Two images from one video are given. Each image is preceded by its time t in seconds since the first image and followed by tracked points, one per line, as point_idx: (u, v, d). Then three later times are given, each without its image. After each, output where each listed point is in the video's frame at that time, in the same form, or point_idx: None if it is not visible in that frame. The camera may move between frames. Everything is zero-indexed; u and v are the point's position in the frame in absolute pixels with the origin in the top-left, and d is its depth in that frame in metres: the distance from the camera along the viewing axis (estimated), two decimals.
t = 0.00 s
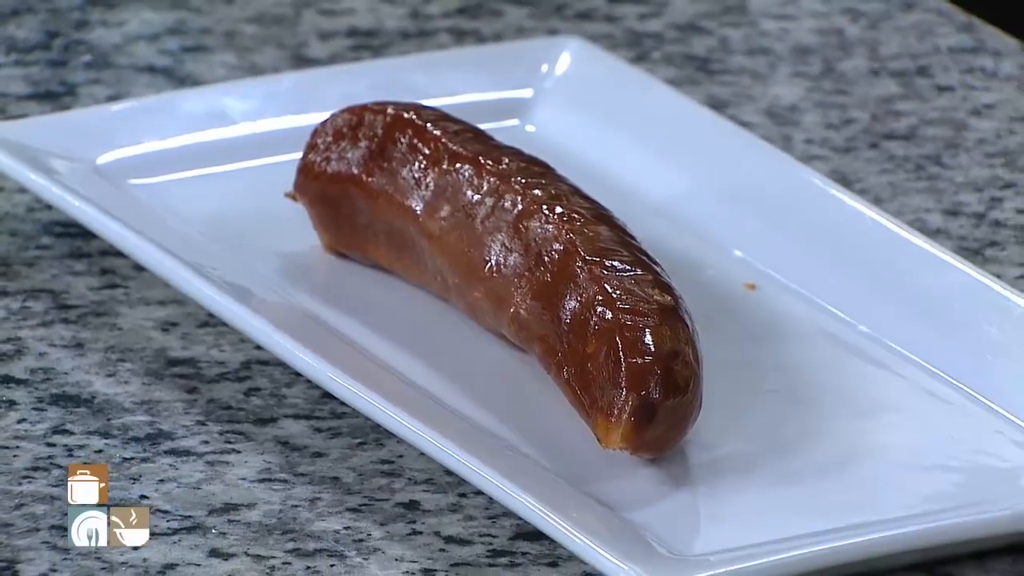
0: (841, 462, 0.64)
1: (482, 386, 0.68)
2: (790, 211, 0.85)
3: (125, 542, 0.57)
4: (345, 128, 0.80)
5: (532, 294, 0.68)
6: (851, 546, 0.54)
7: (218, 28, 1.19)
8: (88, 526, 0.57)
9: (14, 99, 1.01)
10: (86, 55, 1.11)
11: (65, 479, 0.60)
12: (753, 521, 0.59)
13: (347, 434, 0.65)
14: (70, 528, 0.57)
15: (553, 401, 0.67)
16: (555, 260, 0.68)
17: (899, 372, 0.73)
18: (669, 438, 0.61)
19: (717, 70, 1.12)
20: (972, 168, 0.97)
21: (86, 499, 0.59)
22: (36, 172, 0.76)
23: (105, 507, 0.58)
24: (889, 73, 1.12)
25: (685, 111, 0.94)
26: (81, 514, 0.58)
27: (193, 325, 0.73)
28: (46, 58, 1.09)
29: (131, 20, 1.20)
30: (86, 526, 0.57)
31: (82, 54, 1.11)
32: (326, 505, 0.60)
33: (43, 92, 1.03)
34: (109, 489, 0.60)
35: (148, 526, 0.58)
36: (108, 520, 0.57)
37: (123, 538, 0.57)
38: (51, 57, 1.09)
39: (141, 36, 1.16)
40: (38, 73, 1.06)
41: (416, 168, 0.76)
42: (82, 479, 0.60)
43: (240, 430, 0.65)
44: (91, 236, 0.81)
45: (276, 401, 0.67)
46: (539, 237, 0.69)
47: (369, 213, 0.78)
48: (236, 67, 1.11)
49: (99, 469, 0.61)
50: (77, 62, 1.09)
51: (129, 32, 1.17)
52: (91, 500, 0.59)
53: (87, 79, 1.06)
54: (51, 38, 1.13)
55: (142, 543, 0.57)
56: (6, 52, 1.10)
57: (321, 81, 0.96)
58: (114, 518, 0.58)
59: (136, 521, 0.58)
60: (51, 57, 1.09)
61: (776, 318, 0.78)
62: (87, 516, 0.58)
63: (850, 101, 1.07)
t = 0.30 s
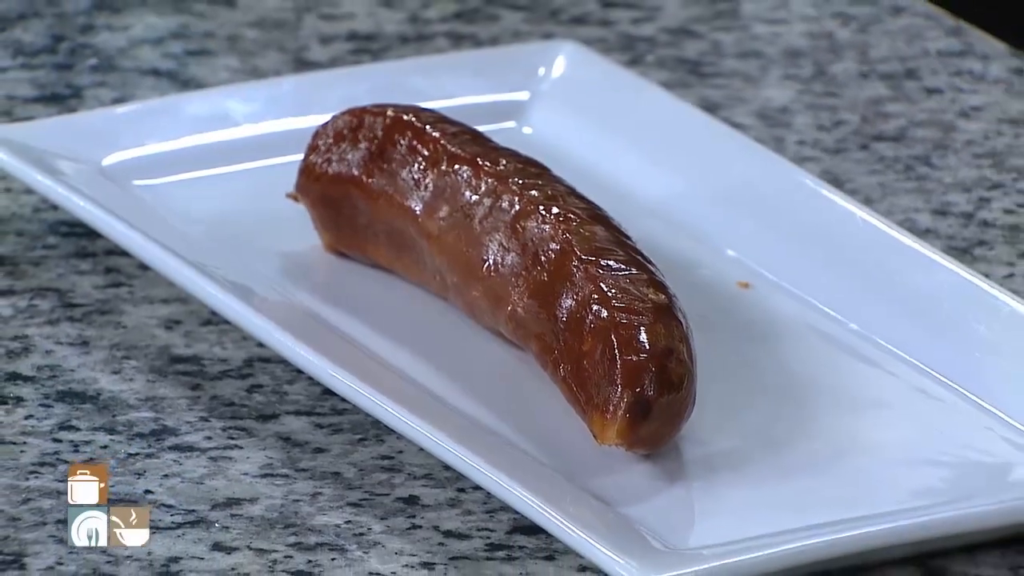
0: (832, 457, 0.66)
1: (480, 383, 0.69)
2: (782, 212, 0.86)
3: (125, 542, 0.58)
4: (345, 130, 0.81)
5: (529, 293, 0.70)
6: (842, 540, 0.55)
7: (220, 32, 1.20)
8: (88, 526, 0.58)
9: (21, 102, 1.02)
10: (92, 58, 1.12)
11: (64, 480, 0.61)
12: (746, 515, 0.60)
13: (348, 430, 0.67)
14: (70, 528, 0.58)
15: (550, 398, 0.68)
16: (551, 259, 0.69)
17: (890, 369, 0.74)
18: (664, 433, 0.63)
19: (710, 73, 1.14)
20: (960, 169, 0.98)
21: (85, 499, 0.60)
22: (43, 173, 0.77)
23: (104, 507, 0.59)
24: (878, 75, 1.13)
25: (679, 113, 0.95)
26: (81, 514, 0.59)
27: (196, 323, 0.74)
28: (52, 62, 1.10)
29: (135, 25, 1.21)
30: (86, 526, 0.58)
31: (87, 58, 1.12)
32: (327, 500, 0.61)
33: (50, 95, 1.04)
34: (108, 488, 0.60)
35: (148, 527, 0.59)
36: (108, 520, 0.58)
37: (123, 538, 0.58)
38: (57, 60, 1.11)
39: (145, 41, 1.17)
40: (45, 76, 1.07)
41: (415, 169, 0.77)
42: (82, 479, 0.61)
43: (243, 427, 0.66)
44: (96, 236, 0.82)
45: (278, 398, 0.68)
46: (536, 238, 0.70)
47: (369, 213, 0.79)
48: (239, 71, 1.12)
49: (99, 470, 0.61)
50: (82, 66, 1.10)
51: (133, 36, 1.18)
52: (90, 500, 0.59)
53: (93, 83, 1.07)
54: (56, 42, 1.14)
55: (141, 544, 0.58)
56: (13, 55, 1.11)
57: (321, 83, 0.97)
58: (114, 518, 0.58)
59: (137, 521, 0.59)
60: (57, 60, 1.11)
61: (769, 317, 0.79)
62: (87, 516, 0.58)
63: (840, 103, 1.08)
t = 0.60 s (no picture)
0: (821, 452, 0.67)
1: (476, 379, 0.70)
2: (773, 210, 0.88)
3: (125, 542, 0.58)
4: (343, 129, 0.82)
5: (524, 291, 0.71)
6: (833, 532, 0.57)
7: (220, 34, 1.21)
8: (88, 526, 0.59)
9: (24, 101, 1.03)
10: (94, 59, 1.13)
11: (64, 479, 0.62)
12: (738, 509, 0.61)
13: (346, 425, 0.68)
14: (70, 528, 0.59)
15: (544, 394, 0.69)
16: (546, 257, 0.70)
17: (879, 366, 0.75)
18: (657, 428, 0.64)
19: (702, 74, 1.15)
20: (948, 168, 0.99)
21: (85, 499, 0.60)
22: (46, 172, 0.78)
23: (104, 507, 0.59)
24: (868, 76, 1.15)
25: (672, 113, 0.96)
26: (81, 514, 0.59)
27: (196, 320, 0.75)
28: (55, 62, 1.11)
29: (137, 26, 1.22)
30: (87, 526, 0.59)
31: (90, 59, 1.13)
32: (326, 494, 0.63)
33: (52, 95, 1.05)
34: (108, 488, 0.61)
35: (148, 527, 0.59)
36: (108, 520, 0.58)
37: (123, 538, 0.58)
38: (60, 61, 1.12)
39: (146, 42, 1.18)
40: (48, 77, 1.08)
41: (412, 168, 0.78)
42: (82, 479, 0.61)
43: (242, 422, 0.67)
44: (98, 234, 0.83)
45: (277, 393, 0.69)
46: (530, 236, 0.72)
47: (366, 212, 0.80)
48: (239, 71, 1.13)
49: (99, 470, 0.62)
50: (85, 66, 1.11)
51: (134, 37, 1.19)
52: (91, 500, 0.60)
53: (95, 83, 1.08)
54: (59, 43, 1.15)
55: (140, 544, 0.58)
56: (16, 56, 1.12)
57: (319, 84, 0.98)
58: (114, 518, 0.59)
59: (136, 521, 0.59)
60: (60, 61, 1.11)
61: (761, 314, 0.81)
62: (87, 516, 0.59)
63: (830, 103, 1.10)
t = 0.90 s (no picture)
0: (814, 447, 0.68)
1: (473, 375, 0.71)
2: (767, 209, 0.89)
3: (125, 542, 0.59)
4: (342, 129, 0.83)
5: (520, 288, 0.72)
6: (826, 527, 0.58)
7: (220, 34, 1.21)
8: (88, 526, 0.59)
9: (27, 101, 1.04)
10: (96, 60, 1.14)
11: (65, 480, 0.62)
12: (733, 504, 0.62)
13: (345, 420, 0.69)
14: (70, 528, 0.59)
15: (540, 390, 0.70)
16: (542, 255, 0.71)
17: (871, 362, 0.76)
18: (651, 424, 0.65)
19: (696, 75, 1.16)
20: (938, 167, 1.00)
21: (86, 499, 0.61)
22: (48, 171, 0.79)
23: (105, 508, 0.60)
24: (860, 76, 1.16)
25: (667, 112, 0.97)
26: (81, 514, 0.60)
27: (197, 317, 0.76)
28: (58, 63, 1.12)
29: (139, 27, 1.23)
30: (87, 526, 0.59)
31: (92, 59, 1.14)
32: (325, 488, 0.63)
33: (55, 95, 1.05)
34: (108, 488, 0.61)
35: (148, 527, 0.60)
36: (108, 520, 0.59)
37: (123, 538, 0.59)
38: (63, 61, 1.12)
39: (148, 42, 1.19)
40: (50, 77, 1.09)
41: (410, 167, 0.79)
42: (82, 479, 0.62)
43: (243, 417, 0.68)
44: (101, 232, 0.84)
45: (277, 389, 0.70)
46: (527, 234, 0.73)
47: (365, 210, 0.81)
48: (239, 72, 1.14)
49: (99, 470, 0.63)
50: (87, 67, 1.12)
51: (136, 38, 1.20)
52: (91, 501, 0.60)
53: (97, 83, 1.09)
54: (61, 44, 1.16)
55: (140, 543, 0.59)
56: (19, 56, 1.13)
57: (318, 84, 0.99)
58: (114, 518, 0.59)
59: (136, 520, 0.60)
60: (62, 62, 1.12)
61: (754, 311, 0.82)
62: (87, 516, 0.60)
63: (823, 103, 1.11)
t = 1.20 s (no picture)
0: (803, 441, 0.69)
1: (466, 370, 0.72)
2: (758, 206, 0.89)
3: (124, 542, 0.59)
4: (337, 128, 0.84)
5: (514, 284, 0.72)
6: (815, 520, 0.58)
7: (217, 34, 1.22)
8: (87, 526, 0.60)
9: (26, 100, 1.04)
10: (94, 59, 1.15)
11: (64, 480, 0.62)
12: (723, 498, 0.63)
13: (340, 415, 0.69)
14: (70, 528, 0.60)
15: (533, 384, 0.71)
16: (535, 252, 0.72)
17: (860, 357, 0.77)
18: (643, 418, 0.65)
19: (687, 74, 1.17)
20: (927, 165, 1.01)
21: (86, 499, 0.61)
22: (46, 169, 0.80)
23: (105, 508, 0.60)
24: (849, 75, 1.17)
25: (659, 111, 0.98)
26: (81, 514, 0.60)
27: (194, 313, 0.77)
28: (56, 62, 1.12)
29: (136, 27, 1.23)
30: (86, 527, 0.60)
31: (90, 59, 1.14)
32: (321, 482, 0.64)
33: (54, 94, 1.06)
34: (108, 489, 0.62)
35: (148, 526, 0.60)
36: (108, 520, 0.59)
37: (123, 538, 0.59)
38: (61, 61, 1.13)
39: (145, 42, 1.20)
40: (49, 76, 1.09)
41: (404, 165, 0.80)
42: (82, 479, 0.62)
43: (239, 412, 0.69)
44: (99, 229, 0.84)
45: (273, 384, 0.71)
46: (520, 231, 0.73)
47: (359, 208, 0.82)
48: (236, 71, 1.14)
49: (99, 470, 0.63)
50: (85, 66, 1.13)
51: (134, 37, 1.21)
52: (91, 501, 0.61)
53: (96, 82, 1.10)
54: (60, 43, 1.17)
55: (141, 544, 0.59)
56: (18, 55, 1.13)
57: (314, 84, 0.99)
58: (114, 518, 0.60)
59: (136, 520, 0.60)
60: (61, 61, 1.13)
61: (745, 307, 0.83)
62: (87, 516, 0.60)
63: (813, 102, 1.12)
